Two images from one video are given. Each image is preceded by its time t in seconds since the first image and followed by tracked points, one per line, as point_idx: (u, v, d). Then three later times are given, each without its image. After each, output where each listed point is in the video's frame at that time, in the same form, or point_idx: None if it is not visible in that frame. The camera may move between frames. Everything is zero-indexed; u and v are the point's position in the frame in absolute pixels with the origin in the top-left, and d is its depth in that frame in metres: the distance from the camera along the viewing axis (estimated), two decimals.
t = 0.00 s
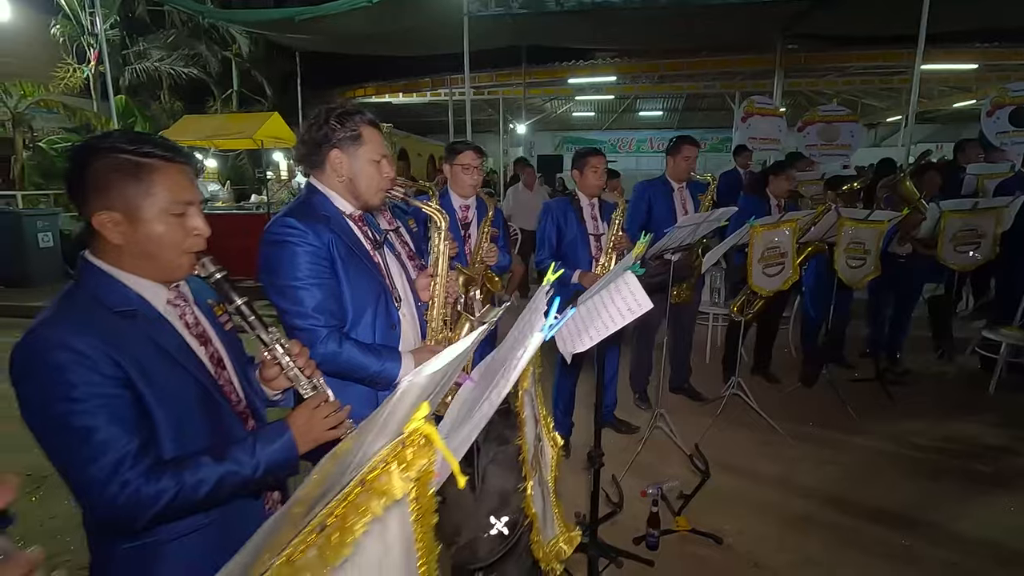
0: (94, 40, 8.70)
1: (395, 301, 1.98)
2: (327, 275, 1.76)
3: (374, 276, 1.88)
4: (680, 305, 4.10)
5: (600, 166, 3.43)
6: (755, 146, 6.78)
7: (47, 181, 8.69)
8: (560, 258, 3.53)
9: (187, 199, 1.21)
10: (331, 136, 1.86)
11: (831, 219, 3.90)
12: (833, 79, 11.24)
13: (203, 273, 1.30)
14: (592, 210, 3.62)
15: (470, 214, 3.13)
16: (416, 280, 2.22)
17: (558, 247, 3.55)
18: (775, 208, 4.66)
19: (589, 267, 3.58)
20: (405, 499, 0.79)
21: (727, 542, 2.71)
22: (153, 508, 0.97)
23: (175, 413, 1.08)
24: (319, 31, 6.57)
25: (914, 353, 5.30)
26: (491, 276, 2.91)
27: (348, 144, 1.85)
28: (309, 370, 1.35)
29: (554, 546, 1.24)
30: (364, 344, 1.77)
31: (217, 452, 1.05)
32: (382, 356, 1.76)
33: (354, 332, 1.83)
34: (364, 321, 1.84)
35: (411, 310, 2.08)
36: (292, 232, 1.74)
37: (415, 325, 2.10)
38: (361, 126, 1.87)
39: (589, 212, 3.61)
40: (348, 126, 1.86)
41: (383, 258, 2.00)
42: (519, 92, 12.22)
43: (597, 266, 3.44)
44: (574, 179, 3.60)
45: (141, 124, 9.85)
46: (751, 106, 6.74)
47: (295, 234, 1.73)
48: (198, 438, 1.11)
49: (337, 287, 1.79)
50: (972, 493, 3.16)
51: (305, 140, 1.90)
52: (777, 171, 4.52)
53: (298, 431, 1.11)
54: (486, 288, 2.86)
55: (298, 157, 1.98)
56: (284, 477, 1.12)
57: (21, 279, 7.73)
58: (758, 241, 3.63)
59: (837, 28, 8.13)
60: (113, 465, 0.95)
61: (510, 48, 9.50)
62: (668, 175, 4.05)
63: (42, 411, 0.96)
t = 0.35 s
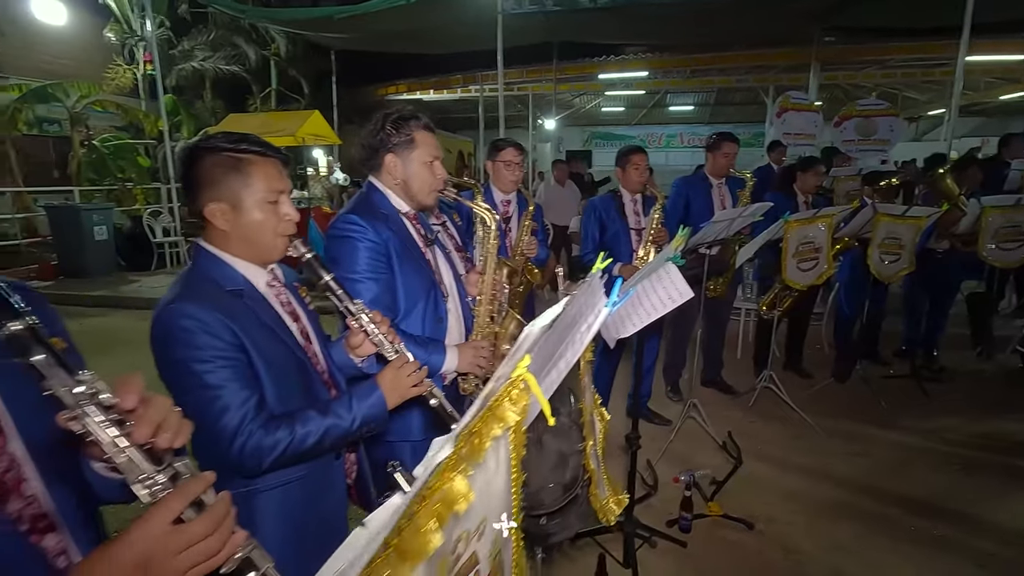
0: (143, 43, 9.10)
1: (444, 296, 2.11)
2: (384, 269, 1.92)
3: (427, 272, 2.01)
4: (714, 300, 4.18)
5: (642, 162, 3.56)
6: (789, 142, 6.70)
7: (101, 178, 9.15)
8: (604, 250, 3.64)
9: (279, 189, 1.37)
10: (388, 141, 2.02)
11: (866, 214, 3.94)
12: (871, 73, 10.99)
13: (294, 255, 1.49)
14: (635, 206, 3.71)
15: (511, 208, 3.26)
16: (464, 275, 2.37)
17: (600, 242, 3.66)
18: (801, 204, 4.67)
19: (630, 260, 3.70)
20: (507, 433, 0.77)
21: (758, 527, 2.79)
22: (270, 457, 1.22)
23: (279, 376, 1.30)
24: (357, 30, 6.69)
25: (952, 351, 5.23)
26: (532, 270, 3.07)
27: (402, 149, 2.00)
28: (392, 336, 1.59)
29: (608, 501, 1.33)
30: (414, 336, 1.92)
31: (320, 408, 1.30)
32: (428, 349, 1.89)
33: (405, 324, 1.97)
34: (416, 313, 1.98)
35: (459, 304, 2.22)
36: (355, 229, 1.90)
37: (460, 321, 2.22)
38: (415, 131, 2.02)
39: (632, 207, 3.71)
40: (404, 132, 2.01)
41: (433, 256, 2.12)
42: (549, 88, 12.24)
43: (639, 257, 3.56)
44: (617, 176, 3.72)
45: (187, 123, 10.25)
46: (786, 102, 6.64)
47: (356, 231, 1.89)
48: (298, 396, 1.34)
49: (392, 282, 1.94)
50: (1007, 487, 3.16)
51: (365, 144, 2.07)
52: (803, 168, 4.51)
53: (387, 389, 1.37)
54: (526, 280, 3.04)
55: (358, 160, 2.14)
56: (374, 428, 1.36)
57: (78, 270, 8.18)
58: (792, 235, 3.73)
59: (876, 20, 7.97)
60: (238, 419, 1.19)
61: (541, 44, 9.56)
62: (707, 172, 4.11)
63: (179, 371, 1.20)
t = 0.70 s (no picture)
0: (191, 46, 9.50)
1: (490, 278, 2.24)
2: (434, 255, 2.03)
3: (472, 258, 2.14)
4: (749, 296, 4.19)
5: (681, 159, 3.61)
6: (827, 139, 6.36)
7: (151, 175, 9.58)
8: (641, 245, 3.70)
9: (347, 186, 1.49)
10: (429, 136, 2.14)
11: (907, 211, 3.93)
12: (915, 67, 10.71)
13: (358, 246, 1.63)
14: (671, 203, 3.77)
15: (549, 204, 3.36)
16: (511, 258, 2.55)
17: (634, 237, 3.72)
18: (834, 201, 4.63)
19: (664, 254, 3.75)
20: (570, 396, 0.88)
21: (791, 521, 2.82)
22: (337, 430, 1.33)
23: (343, 355, 1.42)
24: (394, 31, 6.84)
25: (998, 353, 5.08)
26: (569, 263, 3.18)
27: (442, 142, 2.12)
28: (443, 324, 1.67)
29: (650, 474, 1.48)
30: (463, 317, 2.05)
31: (380, 388, 1.41)
32: (477, 327, 2.03)
33: (454, 305, 2.10)
34: (464, 296, 2.11)
35: (505, 287, 2.37)
36: (406, 217, 2.02)
37: (506, 302, 2.35)
38: (454, 124, 2.11)
39: (667, 203, 3.77)
40: (441, 127, 2.12)
41: (479, 241, 2.25)
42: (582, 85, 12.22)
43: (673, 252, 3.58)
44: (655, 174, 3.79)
45: (231, 123, 10.64)
46: (824, 97, 6.31)
47: (407, 219, 2.01)
48: (360, 377, 1.46)
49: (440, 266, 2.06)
50: None
51: (410, 142, 2.23)
52: (837, 165, 4.45)
53: (440, 373, 1.48)
54: (564, 274, 3.15)
55: (406, 155, 2.28)
56: (426, 409, 1.48)
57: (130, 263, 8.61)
58: (829, 232, 3.75)
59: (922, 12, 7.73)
60: (309, 395, 1.32)
61: (575, 42, 9.57)
62: (739, 168, 4.11)
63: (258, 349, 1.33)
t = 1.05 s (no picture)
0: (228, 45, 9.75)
1: (520, 273, 2.28)
2: (464, 249, 2.08)
3: (503, 253, 2.19)
4: (777, 294, 4.14)
5: (705, 156, 3.59)
6: (863, 134, 6.12)
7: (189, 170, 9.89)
8: (663, 242, 3.68)
9: (377, 185, 1.55)
10: (466, 137, 2.22)
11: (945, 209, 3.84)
12: (965, 56, 9.80)
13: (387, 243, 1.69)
14: (694, 200, 3.79)
15: (575, 200, 3.38)
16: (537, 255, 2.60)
17: (655, 234, 3.70)
18: (868, 197, 4.50)
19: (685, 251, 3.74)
20: (589, 387, 0.92)
21: (817, 521, 2.80)
22: (361, 419, 1.38)
23: (370, 348, 1.48)
24: (424, 28, 6.89)
25: None
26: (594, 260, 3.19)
27: (478, 142, 2.20)
28: (467, 321, 1.71)
29: (669, 468, 1.54)
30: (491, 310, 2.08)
31: (404, 381, 1.46)
32: (503, 319, 2.07)
33: (484, 297, 2.15)
34: (492, 290, 2.16)
35: (533, 282, 2.40)
36: (438, 212, 2.07)
37: (535, 297, 2.39)
38: (490, 126, 2.19)
39: (689, 200, 3.76)
40: (478, 128, 2.20)
41: (508, 238, 2.29)
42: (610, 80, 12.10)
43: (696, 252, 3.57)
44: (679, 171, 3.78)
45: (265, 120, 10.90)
46: (860, 91, 6.09)
47: (439, 214, 2.07)
48: (386, 370, 1.51)
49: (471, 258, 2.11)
50: None
51: (447, 144, 2.30)
52: (871, 161, 4.35)
53: (462, 368, 1.52)
54: (589, 270, 3.17)
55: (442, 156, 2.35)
56: (449, 404, 1.51)
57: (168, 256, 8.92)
58: (862, 230, 3.69)
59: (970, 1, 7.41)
60: (336, 385, 1.37)
61: (604, 37, 9.49)
62: (767, 165, 4.05)
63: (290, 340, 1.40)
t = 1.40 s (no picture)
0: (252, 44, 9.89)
1: (535, 268, 2.29)
2: (482, 243, 2.08)
3: (520, 249, 2.19)
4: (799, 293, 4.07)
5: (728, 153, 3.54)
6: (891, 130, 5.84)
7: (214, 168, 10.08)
8: (682, 239, 3.64)
9: (396, 181, 1.56)
10: (488, 130, 2.21)
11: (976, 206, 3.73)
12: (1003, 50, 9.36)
13: (404, 240, 1.71)
14: (714, 197, 3.75)
15: (591, 196, 3.36)
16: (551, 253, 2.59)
17: (675, 231, 3.66)
18: (896, 194, 4.40)
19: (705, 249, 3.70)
20: (595, 381, 0.93)
21: (836, 524, 2.74)
22: (364, 414, 1.39)
23: (380, 343, 1.49)
24: (444, 26, 6.91)
25: None
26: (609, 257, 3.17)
27: (501, 137, 2.19)
28: (478, 322, 1.73)
29: (682, 467, 1.59)
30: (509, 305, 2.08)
31: (409, 378, 1.47)
32: (521, 315, 2.06)
33: (501, 292, 2.15)
34: (509, 285, 2.16)
35: (548, 278, 2.40)
36: (457, 206, 2.08)
37: (551, 292, 2.40)
38: (512, 121, 2.19)
39: (710, 198, 3.73)
40: (501, 122, 2.19)
41: (524, 233, 2.30)
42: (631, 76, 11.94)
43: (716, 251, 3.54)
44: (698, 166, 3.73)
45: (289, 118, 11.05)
46: (889, 86, 5.80)
47: (459, 207, 2.07)
48: (394, 365, 1.52)
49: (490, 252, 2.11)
50: None
51: (467, 134, 2.28)
52: (899, 157, 4.23)
53: (470, 367, 1.52)
54: (605, 267, 3.16)
55: (461, 148, 2.35)
56: (455, 403, 1.52)
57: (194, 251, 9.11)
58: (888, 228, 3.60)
59: None
60: (343, 377, 1.39)
61: (625, 33, 9.37)
62: (794, 161, 3.98)
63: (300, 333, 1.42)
